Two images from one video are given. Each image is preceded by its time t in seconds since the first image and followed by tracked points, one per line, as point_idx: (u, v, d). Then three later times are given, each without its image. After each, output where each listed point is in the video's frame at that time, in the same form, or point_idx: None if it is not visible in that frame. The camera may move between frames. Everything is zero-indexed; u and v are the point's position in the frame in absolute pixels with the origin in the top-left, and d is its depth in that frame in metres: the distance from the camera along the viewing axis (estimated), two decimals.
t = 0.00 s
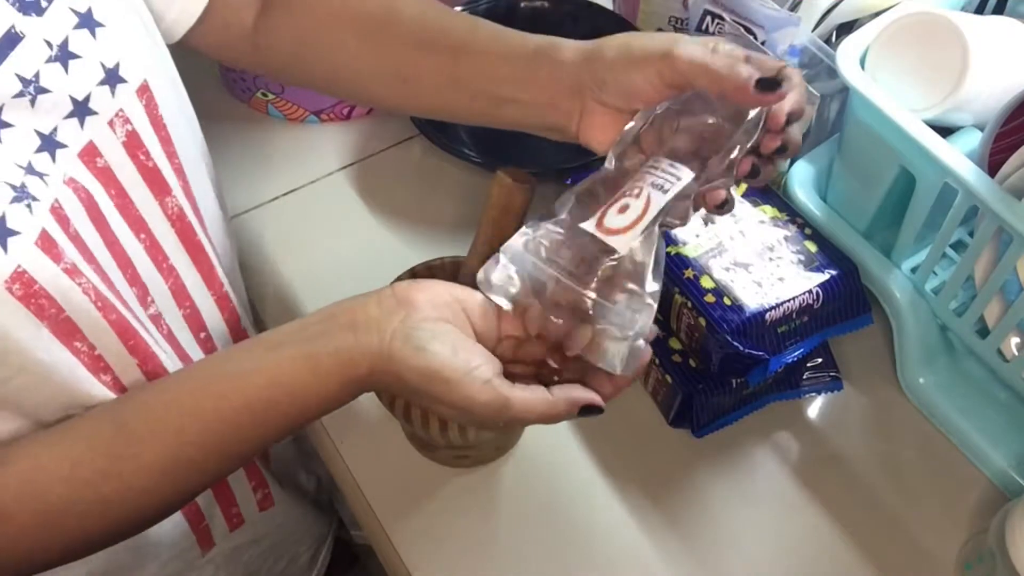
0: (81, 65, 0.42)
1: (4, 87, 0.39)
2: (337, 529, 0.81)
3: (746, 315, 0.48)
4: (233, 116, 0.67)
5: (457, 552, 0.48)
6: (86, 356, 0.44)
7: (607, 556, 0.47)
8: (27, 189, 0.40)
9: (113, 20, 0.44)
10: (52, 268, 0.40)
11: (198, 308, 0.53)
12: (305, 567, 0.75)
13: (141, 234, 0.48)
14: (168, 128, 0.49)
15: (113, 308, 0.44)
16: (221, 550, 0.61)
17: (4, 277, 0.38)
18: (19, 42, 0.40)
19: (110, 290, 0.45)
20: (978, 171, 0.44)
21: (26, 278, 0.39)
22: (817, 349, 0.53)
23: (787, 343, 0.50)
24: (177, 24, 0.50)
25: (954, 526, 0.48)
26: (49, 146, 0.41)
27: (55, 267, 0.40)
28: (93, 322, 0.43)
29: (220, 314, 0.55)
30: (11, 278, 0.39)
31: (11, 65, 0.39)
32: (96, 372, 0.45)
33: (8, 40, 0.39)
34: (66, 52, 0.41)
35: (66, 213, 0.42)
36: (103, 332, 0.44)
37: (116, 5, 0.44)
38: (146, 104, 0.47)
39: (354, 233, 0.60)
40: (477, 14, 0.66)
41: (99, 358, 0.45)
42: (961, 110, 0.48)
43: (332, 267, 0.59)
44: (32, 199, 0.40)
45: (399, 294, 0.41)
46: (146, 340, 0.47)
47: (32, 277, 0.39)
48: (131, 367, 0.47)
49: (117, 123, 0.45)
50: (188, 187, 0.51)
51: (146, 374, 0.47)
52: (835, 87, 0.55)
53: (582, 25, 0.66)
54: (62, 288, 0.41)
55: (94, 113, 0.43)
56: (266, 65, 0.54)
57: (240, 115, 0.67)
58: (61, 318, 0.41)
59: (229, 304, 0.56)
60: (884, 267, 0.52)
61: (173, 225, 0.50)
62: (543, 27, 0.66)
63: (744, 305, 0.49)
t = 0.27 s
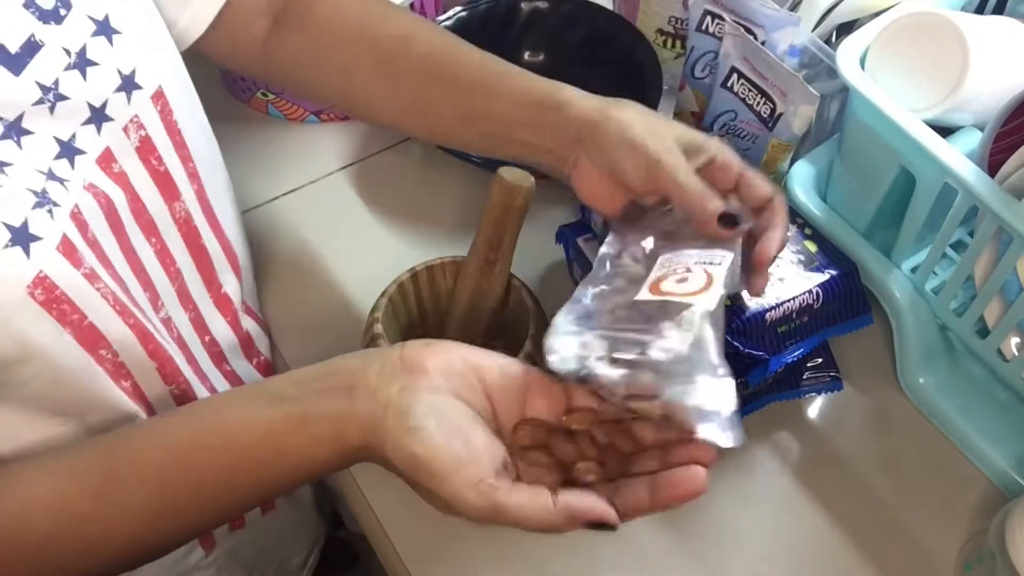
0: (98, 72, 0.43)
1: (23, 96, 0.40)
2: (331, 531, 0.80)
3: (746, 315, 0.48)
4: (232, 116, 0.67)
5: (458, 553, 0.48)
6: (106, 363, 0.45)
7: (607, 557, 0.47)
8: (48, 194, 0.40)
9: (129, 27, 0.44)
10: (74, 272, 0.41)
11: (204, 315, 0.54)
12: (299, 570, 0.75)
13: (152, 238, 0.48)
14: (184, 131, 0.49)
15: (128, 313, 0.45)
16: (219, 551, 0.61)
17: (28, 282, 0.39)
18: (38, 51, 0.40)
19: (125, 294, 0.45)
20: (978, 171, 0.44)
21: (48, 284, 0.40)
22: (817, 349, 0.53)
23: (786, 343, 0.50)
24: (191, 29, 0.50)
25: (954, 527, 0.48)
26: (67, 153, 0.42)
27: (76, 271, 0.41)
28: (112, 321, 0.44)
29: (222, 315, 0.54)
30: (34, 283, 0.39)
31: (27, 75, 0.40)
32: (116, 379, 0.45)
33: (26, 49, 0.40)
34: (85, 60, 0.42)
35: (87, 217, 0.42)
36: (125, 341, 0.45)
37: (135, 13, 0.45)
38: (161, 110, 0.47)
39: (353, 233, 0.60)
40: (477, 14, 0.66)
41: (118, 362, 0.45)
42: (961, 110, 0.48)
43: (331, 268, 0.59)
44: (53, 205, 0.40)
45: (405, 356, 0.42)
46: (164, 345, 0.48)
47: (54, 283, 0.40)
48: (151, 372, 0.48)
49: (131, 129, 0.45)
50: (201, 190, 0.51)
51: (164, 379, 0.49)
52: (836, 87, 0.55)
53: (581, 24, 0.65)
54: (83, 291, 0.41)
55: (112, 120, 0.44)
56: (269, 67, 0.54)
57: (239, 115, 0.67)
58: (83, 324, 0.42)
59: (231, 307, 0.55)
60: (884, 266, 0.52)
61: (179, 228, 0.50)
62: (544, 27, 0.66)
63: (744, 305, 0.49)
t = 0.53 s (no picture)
0: (159, 78, 0.44)
1: (85, 101, 0.41)
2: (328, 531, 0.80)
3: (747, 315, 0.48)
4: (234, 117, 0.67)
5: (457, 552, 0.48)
6: (183, 363, 0.44)
7: (608, 556, 0.48)
8: (134, 197, 0.42)
9: (189, 35, 0.46)
10: (159, 270, 0.42)
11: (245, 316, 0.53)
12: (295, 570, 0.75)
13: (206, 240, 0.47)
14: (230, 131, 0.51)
15: (195, 306, 0.45)
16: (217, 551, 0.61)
17: (128, 279, 0.40)
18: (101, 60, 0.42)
19: (202, 288, 0.46)
20: (978, 170, 0.44)
21: (144, 279, 0.41)
22: (817, 349, 0.53)
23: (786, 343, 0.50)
24: (240, 29, 0.52)
25: (954, 527, 0.48)
26: (135, 157, 0.43)
27: (162, 271, 0.42)
28: (185, 318, 0.44)
29: (240, 315, 0.52)
30: (132, 279, 0.40)
31: (93, 83, 0.42)
32: (189, 380, 0.45)
33: (92, 58, 0.42)
34: (147, 66, 0.44)
35: (167, 215, 0.44)
36: (200, 347, 0.46)
37: (191, 24, 0.46)
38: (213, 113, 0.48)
39: (354, 232, 0.60)
40: (477, 14, 0.66)
41: (195, 365, 0.45)
42: (961, 110, 0.47)
43: (332, 268, 0.59)
44: (140, 205, 0.42)
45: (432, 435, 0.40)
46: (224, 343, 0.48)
47: (150, 279, 0.41)
48: (212, 370, 0.47)
49: (186, 132, 0.46)
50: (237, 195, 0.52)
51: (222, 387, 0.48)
52: (836, 87, 0.55)
53: (581, 25, 0.66)
54: (166, 292, 0.43)
55: (171, 124, 0.45)
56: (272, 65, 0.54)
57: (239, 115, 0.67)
58: (166, 323, 0.43)
59: (244, 307, 0.53)
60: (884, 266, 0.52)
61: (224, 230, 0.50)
62: (545, 28, 0.66)
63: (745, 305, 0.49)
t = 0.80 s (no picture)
0: (183, 77, 0.44)
1: (110, 100, 0.42)
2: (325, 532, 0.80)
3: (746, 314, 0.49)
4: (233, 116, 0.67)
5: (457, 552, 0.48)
6: (198, 361, 0.44)
7: (608, 556, 0.48)
8: (160, 192, 0.42)
9: (212, 34, 0.46)
10: (182, 264, 0.42)
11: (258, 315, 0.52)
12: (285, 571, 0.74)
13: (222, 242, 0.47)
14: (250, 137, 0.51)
15: (213, 305, 0.45)
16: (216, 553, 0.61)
17: (154, 272, 0.40)
18: (126, 57, 0.42)
19: (219, 285, 0.45)
20: (978, 170, 0.44)
21: (170, 274, 0.41)
22: (817, 349, 0.53)
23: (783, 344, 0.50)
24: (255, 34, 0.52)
25: (955, 527, 0.48)
26: (157, 155, 0.43)
27: (184, 266, 0.42)
28: (200, 313, 0.43)
29: (254, 313, 0.52)
30: (158, 274, 0.40)
31: (116, 81, 0.42)
32: (202, 376, 0.45)
33: (116, 55, 0.42)
34: (170, 65, 0.44)
35: (191, 211, 0.43)
36: (215, 346, 0.45)
37: (215, 25, 0.46)
38: (236, 113, 0.48)
39: (354, 232, 0.60)
40: (477, 14, 0.66)
41: (206, 363, 0.45)
42: (961, 110, 0.47)
43: (331, 267, 0.59)
44: (167, 199, 0.42)
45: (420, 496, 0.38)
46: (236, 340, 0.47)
47: (174, 275, 0.41)
48: (224, 368, 0.47)
49: (207, 131, 0.46)
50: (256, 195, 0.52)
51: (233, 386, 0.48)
52: (835, 87, 0.55)
53: (581, 24, 0.66)
54: (187, 288, 0.42)
55: (194, 122, 0.45)
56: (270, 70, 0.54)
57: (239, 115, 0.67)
58: (185, 316, 0.42)
59: (258, 306, 0.53)
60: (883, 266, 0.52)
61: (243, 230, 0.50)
62: (545, 28, 0.66)
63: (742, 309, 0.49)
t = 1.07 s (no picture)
0: (150, 86, 0.46)
1: (76, 108, 0.43)
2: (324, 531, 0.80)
3: (745, 316, 0.50)
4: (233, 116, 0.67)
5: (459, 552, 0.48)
6: (179, 372, 0.45)
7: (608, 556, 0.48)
8: (122, 203, 0.42)
9: (187, 44, 0.48)
10: (143, 277, 0.42)
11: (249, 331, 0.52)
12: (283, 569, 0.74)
13: (199, 244, 0.49)
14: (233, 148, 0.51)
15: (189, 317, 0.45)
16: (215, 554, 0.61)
17: (108, 287, 0.40)
18: (91, 67, 0.44)
19: (184, 293, 0.46)
20: (978, 170, 0.44)
21: (126, 288, 0.41)
22: (817, 349, 0.53)
23: (784, 344, 0.51)
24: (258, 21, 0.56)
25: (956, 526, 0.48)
26: (125, 165, 0.44)
27: (146, 277, 0.42)
28: (172, 322, 0.44)
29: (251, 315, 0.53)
30: (113, 288, 0.40)
31: (81, 90, 0.43)
32: (185, 386, 0.45)
33: (81, 66, 0.43)
34: (139, 73, 0.45)
35: (153, 224, 0.44)
36: (196, 352, 0.46)
37: (192, 38, 0.48)
38: (211, 123, 0.49)
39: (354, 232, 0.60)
40: (477, 14, 0.66)
41: (186, 371, 0.45)
42: (961, 110, 0.47)
43: (332, 267, 0.59)
44: (127, 211, 0.42)
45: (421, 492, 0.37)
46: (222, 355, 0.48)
47: (132, 289, 0.41)
48: (213, 381, 0.47)
49: (182, 140, 0.47)
50: (246, 201, 0.53)
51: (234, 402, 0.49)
52: (835, 87, 0.55)
53: (581, 24, 0.66)
54: (151, 294, 0.42)
55: (166, 132, 0.46)
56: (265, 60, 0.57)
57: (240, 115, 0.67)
58: (138, 314, 0.41)
59: (256, 309, 0.54)
60: (883, 266, 0.52)
61: (224, 236, 0.51)
62: (545, 27, 0.66)
63: (745, 305, 0.50)
